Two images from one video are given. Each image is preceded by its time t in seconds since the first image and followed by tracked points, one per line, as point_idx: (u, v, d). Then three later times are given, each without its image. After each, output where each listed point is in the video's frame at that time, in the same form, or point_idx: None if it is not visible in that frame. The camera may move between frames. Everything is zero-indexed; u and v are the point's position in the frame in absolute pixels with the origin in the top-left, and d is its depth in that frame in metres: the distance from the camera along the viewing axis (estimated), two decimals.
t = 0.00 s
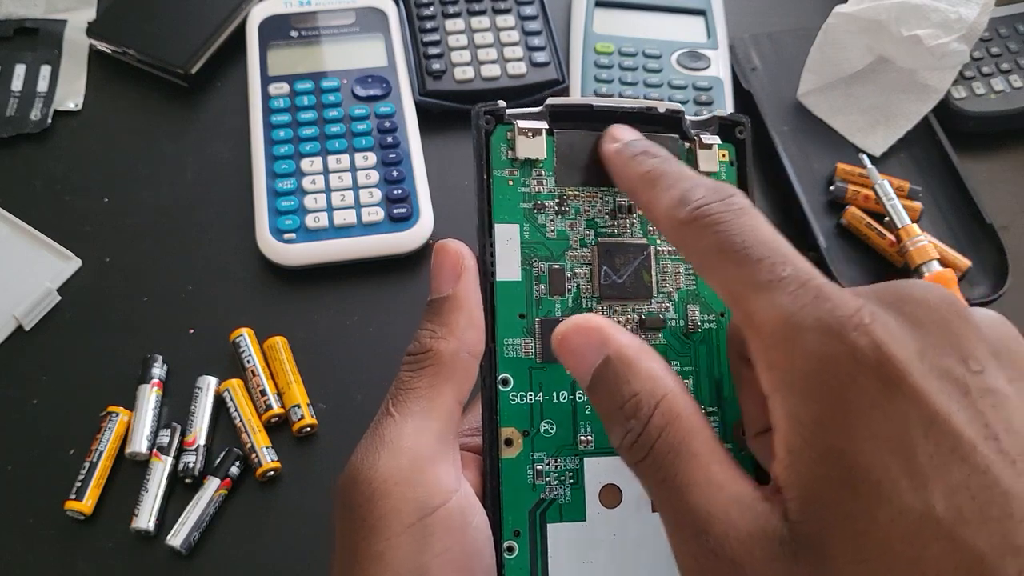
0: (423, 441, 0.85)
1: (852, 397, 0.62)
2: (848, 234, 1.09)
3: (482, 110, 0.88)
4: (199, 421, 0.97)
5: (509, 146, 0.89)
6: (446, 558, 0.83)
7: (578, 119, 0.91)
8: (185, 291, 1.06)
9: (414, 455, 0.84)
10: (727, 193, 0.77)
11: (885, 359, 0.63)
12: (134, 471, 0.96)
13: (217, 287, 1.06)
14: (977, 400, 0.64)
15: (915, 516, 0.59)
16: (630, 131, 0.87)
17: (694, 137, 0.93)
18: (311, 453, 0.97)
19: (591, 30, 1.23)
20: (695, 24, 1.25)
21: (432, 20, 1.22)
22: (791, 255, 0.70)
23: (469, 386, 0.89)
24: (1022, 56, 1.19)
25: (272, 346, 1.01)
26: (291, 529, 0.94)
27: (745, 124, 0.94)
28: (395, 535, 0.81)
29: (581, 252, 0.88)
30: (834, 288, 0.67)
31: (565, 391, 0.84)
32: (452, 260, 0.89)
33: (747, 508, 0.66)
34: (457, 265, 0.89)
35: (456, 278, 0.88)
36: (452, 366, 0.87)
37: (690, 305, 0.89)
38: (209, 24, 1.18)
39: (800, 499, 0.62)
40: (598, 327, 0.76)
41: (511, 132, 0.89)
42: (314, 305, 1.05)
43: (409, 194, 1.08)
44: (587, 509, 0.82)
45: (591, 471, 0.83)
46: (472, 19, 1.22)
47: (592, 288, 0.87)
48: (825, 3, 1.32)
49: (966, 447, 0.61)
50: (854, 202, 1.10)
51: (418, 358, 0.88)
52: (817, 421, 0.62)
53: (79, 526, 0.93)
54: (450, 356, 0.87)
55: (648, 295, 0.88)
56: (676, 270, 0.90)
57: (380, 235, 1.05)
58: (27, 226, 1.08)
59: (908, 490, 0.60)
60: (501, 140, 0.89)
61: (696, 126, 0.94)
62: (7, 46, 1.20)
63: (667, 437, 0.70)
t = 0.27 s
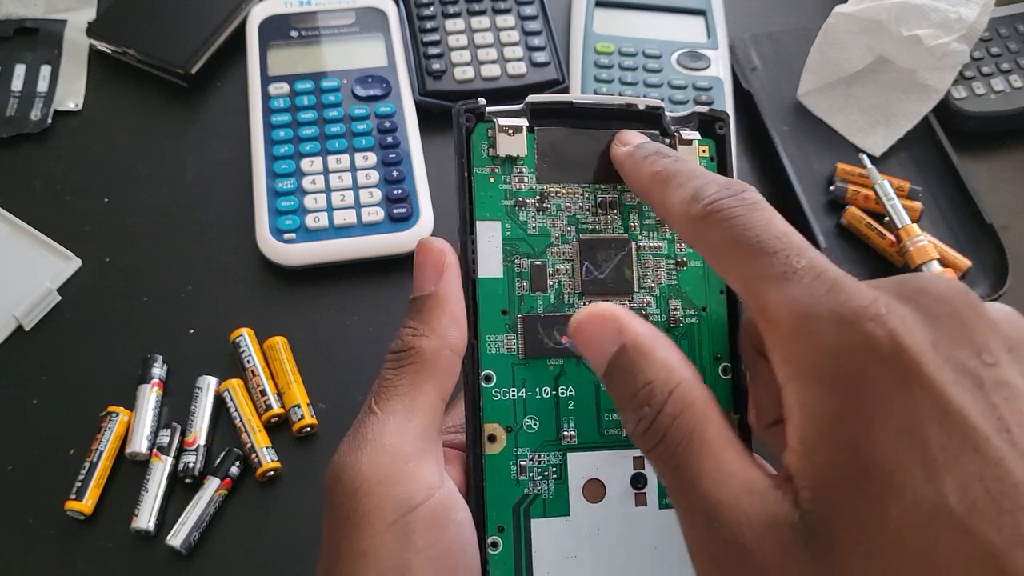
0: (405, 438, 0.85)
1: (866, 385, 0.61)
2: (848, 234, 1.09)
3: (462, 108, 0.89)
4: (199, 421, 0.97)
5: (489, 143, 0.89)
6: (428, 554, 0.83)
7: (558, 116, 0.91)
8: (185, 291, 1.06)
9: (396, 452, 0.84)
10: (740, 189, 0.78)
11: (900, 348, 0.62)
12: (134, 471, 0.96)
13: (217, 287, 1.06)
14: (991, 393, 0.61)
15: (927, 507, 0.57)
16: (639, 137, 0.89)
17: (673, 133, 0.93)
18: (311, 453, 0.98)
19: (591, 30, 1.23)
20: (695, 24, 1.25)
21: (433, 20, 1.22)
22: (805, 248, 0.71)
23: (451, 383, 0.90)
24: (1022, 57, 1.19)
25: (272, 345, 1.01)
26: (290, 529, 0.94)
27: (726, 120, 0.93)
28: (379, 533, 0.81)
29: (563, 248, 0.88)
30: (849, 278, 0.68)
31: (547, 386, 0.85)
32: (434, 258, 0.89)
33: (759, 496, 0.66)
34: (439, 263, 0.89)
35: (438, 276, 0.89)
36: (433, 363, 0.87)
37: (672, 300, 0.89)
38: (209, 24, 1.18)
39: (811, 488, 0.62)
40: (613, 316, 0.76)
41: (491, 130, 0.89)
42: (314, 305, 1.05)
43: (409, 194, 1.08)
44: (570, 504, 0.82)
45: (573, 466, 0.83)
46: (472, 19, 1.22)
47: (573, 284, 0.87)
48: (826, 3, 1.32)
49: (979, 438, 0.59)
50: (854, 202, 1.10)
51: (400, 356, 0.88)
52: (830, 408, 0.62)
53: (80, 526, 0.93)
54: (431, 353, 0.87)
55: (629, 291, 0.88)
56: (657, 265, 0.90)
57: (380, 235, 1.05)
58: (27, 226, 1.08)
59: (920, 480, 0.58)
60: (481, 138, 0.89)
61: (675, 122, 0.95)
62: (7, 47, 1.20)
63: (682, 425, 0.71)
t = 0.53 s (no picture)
0: (402, 435, 0.84)
1: (882, 398, 0.62)
2: (848, 234, 1.09)
3: (461, 107, 0.88)
4: (199, 421, 0.97)
5: (488, 142, 0.89)
6: (425, 550, 0.83)
7: (556, 115, 0.91)
8: (185, 291, 1.06)
9: (392, 449, 0.83)
10: (750, 202, 0.78)
11: (914, 362, 0.63)
12: (134, 471, 0.96)
13: (217, 287, 1.06)
14: (1003, 405, 0.64)
15: (940, 518, 0.59)
16: (645, 149, 0.89)
17: (671, 134, 0.93)
18: (311, 453, 0.98)
19: (591, 30, 1.23)
20: (695, 24, 1.25)
21: (433, 20, 1.22)
22: (817, 260, 0.71)
23: (447, 381, 0.90)
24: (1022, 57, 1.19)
25: (272, 345, 1.00)
26: (290, 529, 0.94)
27: (723, 121, 0.93)
28: (374, 530, 0.81)
29: (560, 248, 0.88)
30: (861, 291, 0.68)
31: (544, 385, 0.85)
32: (432, 257, 0.90)
33: (771, 508, 0.66)
34: (437, 262, 0.90)
35: (436, 274, 0.89)
36: (431, 361, 0.87)
37: (668, 300, 0.89)
38: (209, 24, 1.18)
39: (824, 501, 0.63)
40: (624, 329, 0.76)
41: (490, 129, 0.89)
42: (314, 305, 1.05)
43: (409, 194, 1.08)
44: (566, 502, 0.82)
45: (569, 464, 0.83)
46: (472, 19, 1.22)
47: (571, 283, 0.87)
48: (826, 3, 1.32)
49: (992, 450, 0.61)
50: (854, 202, 1.10)
51: (398, 354, 0.88)
52: (845, 422, 0.63)
53: (80, 526, 0.93)
54: (429, 351, 0.87)
55: (625, 290, 0.88)
56: (654, 265, 0.90)
57: (380, 235, 1.05)
58: (27, 226, 1.08)
59: (934, 492, 0.60)
60: (480, 138, 0.89)
61: (673, 123, 0.94)
62: (7, 47, 1.20)
63: (692, 438, 0.71)
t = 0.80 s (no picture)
0: (414, 438, 0.84)
1: (911, 393, 0.62)
2: (848, 234, 1.09)
3: (472, 111, 0.88)
4: (199, 421, 0.97)
5: (499, 146, 0.89)
6: (436, 553, 0.82)
7: (568, 118, 0.91)
8: (185, 291, 1.06)
9: (404, 452, 0.83)
10: (779, 191, 0.78)
11: (942, 357, 0.64)
12: (134, 471, 0.96)
13: (217, 287, 1.06)
14: None
15: (968, 515, 0.60)
16: (666, 153, 0.90)
17: (684, 135, 0.92)
18: (311, 453, 0.98)
19: (591, 30, 1.23)
20: (695, 24, 1.25)
21: (433, 20, 1.22)
22: (846, 254, 0.71)
23: (461, 384, 0.90)
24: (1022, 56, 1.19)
25: (272, 346, 1.01)
26: (291, 529, 0.94)
27: (735, 122, 0.93)
28: (386, 532, 0.81)
29: (573, 250, 0.88)
30: (889, 287, 0.68)
31: (558, 388, 0.85)
32: (444, 261, 0.91)
33: (795, 503, 0.66)
34: (449, 265, 0.90)
35: (448, 278, 0.90)
36: (443, 363, 0.87)
37: (682, 302, 0.89)
38: (209, 24, 1.18)
39: (849, 495, 0.63)
40: (645, 321, 0.77)
41: (501, 133, 0.89)
42: (314, 305, 1.05)
43: (409, 194, 1.08)
44: (582, 506, 0.82)
45: (585, 468, 0.83)
46: (472, 20, 1.22)
47: (584, 285, 0.87)
48: (826, 3, 1.32)
49: (1018, 449, 0.62)
50: (854, 202, 1.10)
51: (410, 357, 0.88)
52: (872, 417, 0.63)
53: (80, 526, 0.93)
54: (441, 354, 0.87)
55: (639, 292, 0.88)
56: (668, 267, 0.90)
57: (380, 235, 1.05)
58: (26, 226, 1.08)
59: (962, 489, 0.60)
60: (492, 141, 0.89)
61: (685, 125, 0.94)
62: (7, 46, 1.20)
63: (715, 430, 0.71)
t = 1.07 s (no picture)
0: (412, 439, 0.85)
1: (898, 397, 0.62)
2: (848, 234, 1.09)
3: (470, 117, 0.88)
4: (199, 421, 0.97)
5: (497, 152, 0.89)
6: (435, 553, 0.82)
7: (564, 125, 0.90)
8: (185, 291, 1.06)
9: (402, 453, 0.84)
10: (777, 194, 0.79)
11: (931, 360, 0.63)
12: (134, 471, 0.96)
13: (217, 287, 1.06)
14: (1018, 404, 0.64)
15: (954, 516, 0.58)
16: (668, 155, 0.90)
17: (680, 140, 0.93)
18: (311, 453, 0.97)
19: (591, 30, 1.23)
20: (695, 24, 1.25)
21: (433, 20, 1.22)
22: (840, 258, 0.71)
23: (459, 385, 0.90)
24: (1022, 56, 1.19)
25: (272, 345, 1.00)
26: (291, 529, 0.94)
27: (731, 126, 0.93)
28: (385, 531, 0.81)
29: (570, 254, 0.88)
30: (880, 290, 0.68)
31: (556, 390, 0.85)
32: (443, 264, 0.89)
33: (786, 506, 0.66)
34: (448, 268, 0.89)
35: (447, 281, 0.89)
36: (441, 365, 0.87)
37: (679, 304, 0.89)
38: (209, 24, 1.18)
39: (839, 498, 0.63)
40: (637, 326, 0.76)
41: (498, 139, 0.89)
42: (314, 305, 1.05)
43: (409, 194, 1.08)
44: (581, 506, 0.82)
45: (583, 469, 0.83)
46: (472, 20, 1.22)
47: (581, 288, 0.87)
48: (826, 3, 1.32)
49: (1008, 450, 0.60)
50: (854, 202, 1.10)
51: (409, 359, 0.89)
52: (860, 421, 0.63)
53: (80, 526, 0.93)
54: (439, 356, 0.87)
55: (637, 295, 0.88)
56: (664, 270, 0.90)
57: (380, 235, 1.05)
58: (26, 226, 1.08)
59: (949, 490, 0.59)
60: (489, 147, 0.89)
61: (681, 130, 0.94)
62: (7, 47, 1.20)
63: (706, 434, 0.71)
